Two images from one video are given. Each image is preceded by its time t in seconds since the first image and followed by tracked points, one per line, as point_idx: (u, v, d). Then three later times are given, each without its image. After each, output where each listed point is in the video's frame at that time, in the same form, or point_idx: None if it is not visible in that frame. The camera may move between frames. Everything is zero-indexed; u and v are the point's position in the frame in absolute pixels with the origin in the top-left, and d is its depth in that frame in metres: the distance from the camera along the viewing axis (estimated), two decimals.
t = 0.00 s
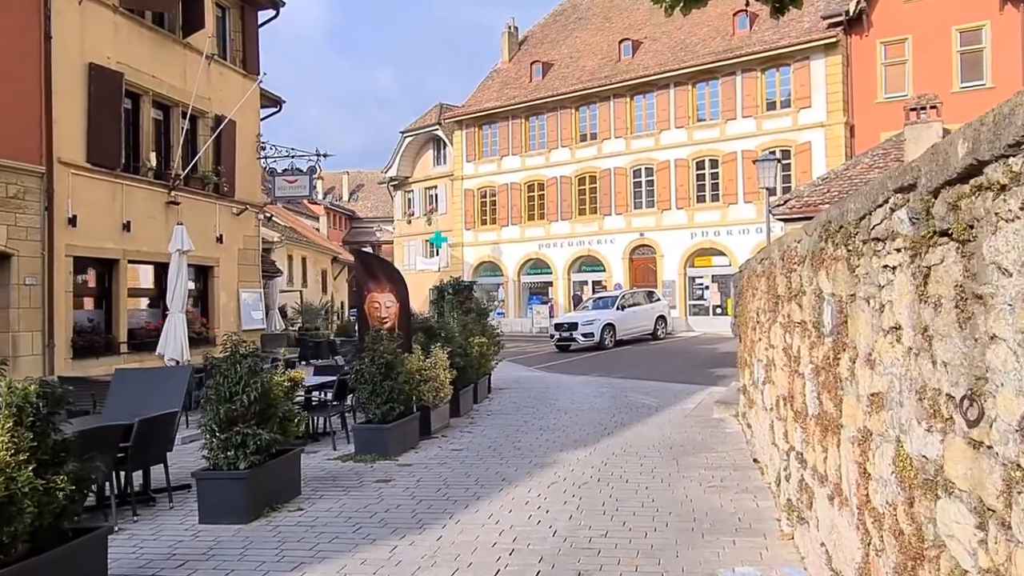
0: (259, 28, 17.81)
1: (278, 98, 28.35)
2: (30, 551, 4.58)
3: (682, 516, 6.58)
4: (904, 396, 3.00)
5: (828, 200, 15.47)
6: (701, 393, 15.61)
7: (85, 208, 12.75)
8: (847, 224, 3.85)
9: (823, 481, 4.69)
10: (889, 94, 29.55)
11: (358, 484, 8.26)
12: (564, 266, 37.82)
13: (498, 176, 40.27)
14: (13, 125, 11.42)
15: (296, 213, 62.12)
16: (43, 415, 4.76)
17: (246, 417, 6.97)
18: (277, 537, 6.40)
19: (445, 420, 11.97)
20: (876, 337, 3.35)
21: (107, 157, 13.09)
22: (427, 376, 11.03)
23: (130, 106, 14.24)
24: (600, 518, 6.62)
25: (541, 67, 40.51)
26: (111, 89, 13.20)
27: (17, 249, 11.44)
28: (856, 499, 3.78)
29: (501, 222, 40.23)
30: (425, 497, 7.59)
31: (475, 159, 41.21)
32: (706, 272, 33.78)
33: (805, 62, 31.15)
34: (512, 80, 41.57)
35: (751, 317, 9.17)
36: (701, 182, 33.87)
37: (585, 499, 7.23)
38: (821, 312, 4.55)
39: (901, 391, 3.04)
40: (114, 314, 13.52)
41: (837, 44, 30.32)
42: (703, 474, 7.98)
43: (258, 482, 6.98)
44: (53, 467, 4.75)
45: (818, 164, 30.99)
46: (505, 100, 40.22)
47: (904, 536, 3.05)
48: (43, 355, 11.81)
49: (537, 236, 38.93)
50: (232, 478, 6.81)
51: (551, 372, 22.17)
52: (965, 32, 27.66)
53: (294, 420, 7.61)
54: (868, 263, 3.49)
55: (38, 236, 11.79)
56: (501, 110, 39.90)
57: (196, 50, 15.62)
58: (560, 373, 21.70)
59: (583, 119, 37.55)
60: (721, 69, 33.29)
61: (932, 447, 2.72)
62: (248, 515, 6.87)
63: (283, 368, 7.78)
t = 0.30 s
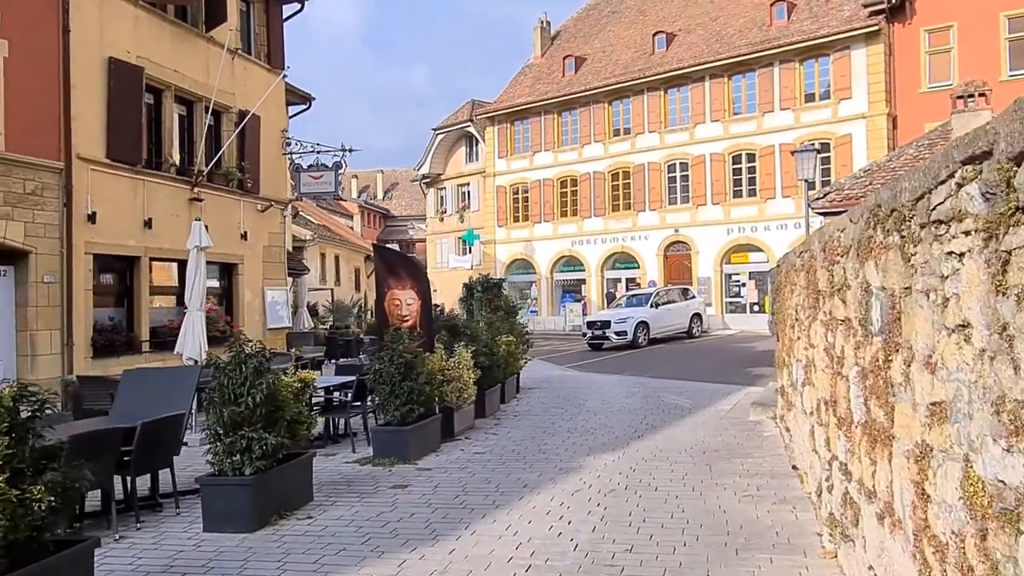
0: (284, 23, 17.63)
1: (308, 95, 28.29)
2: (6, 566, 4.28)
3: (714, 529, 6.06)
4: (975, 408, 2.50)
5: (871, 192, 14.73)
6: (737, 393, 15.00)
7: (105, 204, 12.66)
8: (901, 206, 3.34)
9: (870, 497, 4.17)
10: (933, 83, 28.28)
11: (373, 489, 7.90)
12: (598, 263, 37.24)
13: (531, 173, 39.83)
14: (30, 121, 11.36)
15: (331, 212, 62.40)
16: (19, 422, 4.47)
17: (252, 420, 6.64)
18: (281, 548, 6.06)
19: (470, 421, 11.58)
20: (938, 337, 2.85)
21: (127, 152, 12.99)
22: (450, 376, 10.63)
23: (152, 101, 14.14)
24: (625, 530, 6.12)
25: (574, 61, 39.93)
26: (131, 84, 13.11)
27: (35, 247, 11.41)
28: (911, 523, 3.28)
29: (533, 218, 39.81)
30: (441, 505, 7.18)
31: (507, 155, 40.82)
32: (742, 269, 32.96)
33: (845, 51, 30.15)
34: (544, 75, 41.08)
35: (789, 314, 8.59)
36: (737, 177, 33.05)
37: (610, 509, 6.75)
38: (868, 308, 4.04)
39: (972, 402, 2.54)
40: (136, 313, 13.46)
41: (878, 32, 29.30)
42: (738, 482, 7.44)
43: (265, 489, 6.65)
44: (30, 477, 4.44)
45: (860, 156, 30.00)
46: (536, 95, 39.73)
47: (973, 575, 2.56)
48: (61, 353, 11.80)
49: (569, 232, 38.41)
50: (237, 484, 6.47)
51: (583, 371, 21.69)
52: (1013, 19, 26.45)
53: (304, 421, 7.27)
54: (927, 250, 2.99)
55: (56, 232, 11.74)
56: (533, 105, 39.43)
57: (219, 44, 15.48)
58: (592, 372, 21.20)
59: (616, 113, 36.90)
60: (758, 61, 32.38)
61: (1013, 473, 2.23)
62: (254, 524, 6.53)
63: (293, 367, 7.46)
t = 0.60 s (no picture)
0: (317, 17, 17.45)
1: (346, 91, 28.20)
2: None
3: (759, 547, 5.53)
4: None
5: (927, 181, 13.92)
6: (785, 394, 14.32)
7: (136, 200, 12.54)
8: (984, 186, 2.82)
9: (942, 522, 3.64)
10: (993, 68, 27.78)
11: (396, 495, 7.54)
12: (639, 259, 36.54)
13: (570, 167, 39.30)
14: (59, 116, 11.25)
15: (372, 209, 62.63)
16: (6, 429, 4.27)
17: (267, 424, 6.32)
18: (294, 560, 5.72)
19: (502, 422, 11.18)
20: None
21: (158, 148, 12.86)
22: (481, 376, 10.24)
23: (184, 97, 14.01)
24: (661, 547, 5.63)
25: (614, 53, 39.24)
26: (162, 80, 12.98)
27: (64, 244, 11.31)
28: (997, 562, 2.76)
29: (574, 214, 39.26)
30: (466, 514, 6.78)
31: (546, 150, 40.33)
32: (789, 264, 31.96)
33: (898, 36, 28.94)
34: (584, 68, 40.47)
35: (841, 311, 7.98)
36: (784, 169, 32.06)
37: (647, 522, 6.26)
38: (940, 306, 3.50)
39: None
40: (168, 310, 13.35)
41: (933, 16, 28.08)
42: (785, 493, 6.88)
43: (281, 496, 6.32)
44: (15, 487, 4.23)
45: (913, 145, 28.78)
46: (576, 88, 39.14)
47: None
48: (93, 351, 11.73)
49: (610, 228, 37.79)
50: (250, 491, 6.15)
51: (623, 370, 21.13)
52: None
53: (324, 424, 6.94)
54: (1021, 238, 2.47)
55: (87, 229, 11.65)
56: (572, 99, 38.85)
57: (252, 38, 15.31)
58: (633, 371, 20.62)
59: (657, 105, 36.14)
60: (805, 48, 31.29)
61: None
62: (269, 533, 6.20)
63: (313, 367, 7.14)
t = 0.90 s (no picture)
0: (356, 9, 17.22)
1: (388, 87, 28.07)
2: None
3: (824, 571, 4.98)
4: None
5: (1000, 169, 13.02)
6: (844, 395, 13.59)
7: (174, 196, 12.39)
8: None
9: None
10: None
11: (430, 503, 7.17)
12: (687, 254, 35.69)
13: (616, 160, 38.62)
14: (96, 111, 11.09)
15: (417, 206, 62.81)
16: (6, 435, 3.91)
17: (291, 429, 5.98)
18: None
19: (544, 423, 10.76)
20: None
21: (195, 144, 12.72)
22: (520, 375, 9.86)
23: (222, 92, 13.87)
24: (713, 568, 5.12)
25: (661, 43, 38.38)
26: (199, 75, 12.82)
27: (102, 241, 11.15)
28: None
29: (619, 208, 38.58)
30: (502, 526, 6.35)
31: (592, 143, 39.69)
32: (845, 258, 30.81)
33: (962, 17, 27.52)
34: (630, 59, 39.71)
35: (912, 307, 7.33)
36: (840, 159, 30.91)
37: (698, 539, 5.74)
38: None
39: None
40: (207, 308, 13.22)
41: None
42: (850, 508, 6.29)
43: (306, 504, 5.98)
44: (11, 500, 3.88)
45: (980, 132, 27.38)
46: (622, 79, 38.39)
47: None
48: (130, 349, 11.59)
49: (657, 222, 37.01)
50: (273, 498, 5.82)
51: (671, 368, 20.50)
52: None
53: (352, 428, 6.57)
54: None
55: (125, 226, 11.49)
56: (618, 90, 38.12)
57: (290, 32, 15.11)
58: (682, 369, 19.99)
59: (706, 95, 35.24)
60: (862, 32, 30.03)
61: None
62: (293, 543, 5.86)
63: (341, 368, 6.80)
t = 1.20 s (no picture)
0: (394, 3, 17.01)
1: (429, 82, 27.96)
2: None
3: None
4: None
5: None
6: (903, 396, 12.90)
7: (210, 194, 12.31)
8: None
9: None
10: None
11: (458, 511, 6.90)
12: (735, 248, 34.83)
13: (662, 153, 37.90)
14: (133, 109, 11.01)
15: (461, 202, 62.80)
16: None
17: (309, 434, 5.76)
18: None
19: (582, 424, 10.41)
20: None
21: (231, 141, 12.62)
22: (557, 375, 9.53)
23: (258, 88, 13.77)
24: None
25: (708, 32, 37.47)
26: (234, 71, 12.72)
27: (138, 240, 11.06)
28: None
29: (665, 202, 37.85)
30: (532, 537, 6.02)
31: (636, 136, 39.02)
32: (902, 251, 29.64)
33: None
34: (676, 49, 38.90)
35: (981, 304, 6.74)
36: (897, 148, 29.70)
37: (741, 556, 5.32)
38: None
39: None
40: (245, 305, 13.12)
41: None
42: (911, 525, 5.79)
43: (326, 511, 5.74)
44: None
45: None
46: (667, 70, 37.60)
47: None
48: (167, 347, 11.50)
49: (704, 216, 36.20)
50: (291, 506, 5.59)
51: (716, 366, 19.90)
52: None
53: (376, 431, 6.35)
54: None
55: (161, 224, 11.41)
56: (663, 82, 37.35)
57: (327, 27, 14.97)
58: (729, 367, 19.38)
59: (755, 85, 34.29)
60: (921, 15, 28.76)
61: None
62: (313, 552, 5.61)
63: (363, 369, 6.57)
